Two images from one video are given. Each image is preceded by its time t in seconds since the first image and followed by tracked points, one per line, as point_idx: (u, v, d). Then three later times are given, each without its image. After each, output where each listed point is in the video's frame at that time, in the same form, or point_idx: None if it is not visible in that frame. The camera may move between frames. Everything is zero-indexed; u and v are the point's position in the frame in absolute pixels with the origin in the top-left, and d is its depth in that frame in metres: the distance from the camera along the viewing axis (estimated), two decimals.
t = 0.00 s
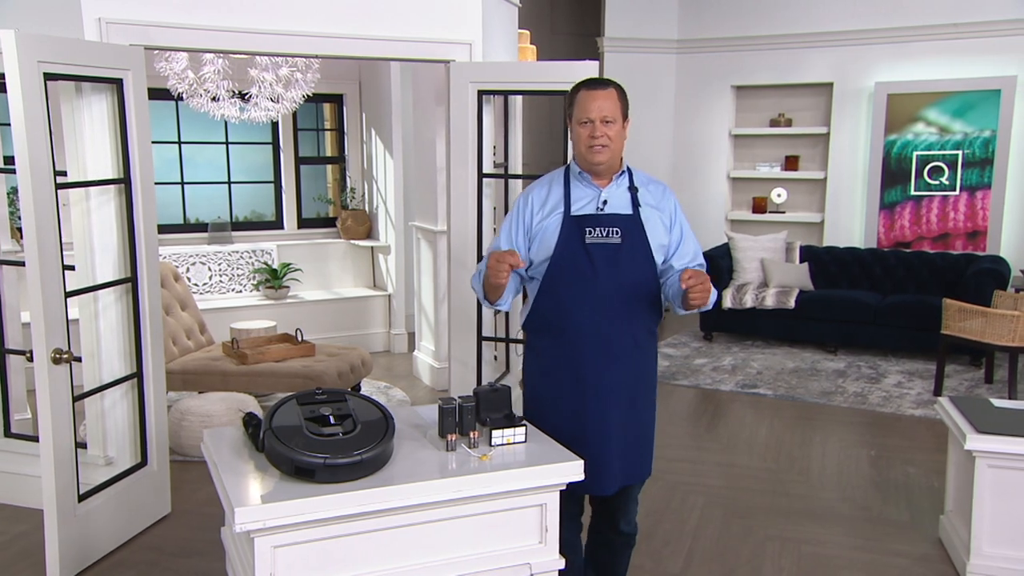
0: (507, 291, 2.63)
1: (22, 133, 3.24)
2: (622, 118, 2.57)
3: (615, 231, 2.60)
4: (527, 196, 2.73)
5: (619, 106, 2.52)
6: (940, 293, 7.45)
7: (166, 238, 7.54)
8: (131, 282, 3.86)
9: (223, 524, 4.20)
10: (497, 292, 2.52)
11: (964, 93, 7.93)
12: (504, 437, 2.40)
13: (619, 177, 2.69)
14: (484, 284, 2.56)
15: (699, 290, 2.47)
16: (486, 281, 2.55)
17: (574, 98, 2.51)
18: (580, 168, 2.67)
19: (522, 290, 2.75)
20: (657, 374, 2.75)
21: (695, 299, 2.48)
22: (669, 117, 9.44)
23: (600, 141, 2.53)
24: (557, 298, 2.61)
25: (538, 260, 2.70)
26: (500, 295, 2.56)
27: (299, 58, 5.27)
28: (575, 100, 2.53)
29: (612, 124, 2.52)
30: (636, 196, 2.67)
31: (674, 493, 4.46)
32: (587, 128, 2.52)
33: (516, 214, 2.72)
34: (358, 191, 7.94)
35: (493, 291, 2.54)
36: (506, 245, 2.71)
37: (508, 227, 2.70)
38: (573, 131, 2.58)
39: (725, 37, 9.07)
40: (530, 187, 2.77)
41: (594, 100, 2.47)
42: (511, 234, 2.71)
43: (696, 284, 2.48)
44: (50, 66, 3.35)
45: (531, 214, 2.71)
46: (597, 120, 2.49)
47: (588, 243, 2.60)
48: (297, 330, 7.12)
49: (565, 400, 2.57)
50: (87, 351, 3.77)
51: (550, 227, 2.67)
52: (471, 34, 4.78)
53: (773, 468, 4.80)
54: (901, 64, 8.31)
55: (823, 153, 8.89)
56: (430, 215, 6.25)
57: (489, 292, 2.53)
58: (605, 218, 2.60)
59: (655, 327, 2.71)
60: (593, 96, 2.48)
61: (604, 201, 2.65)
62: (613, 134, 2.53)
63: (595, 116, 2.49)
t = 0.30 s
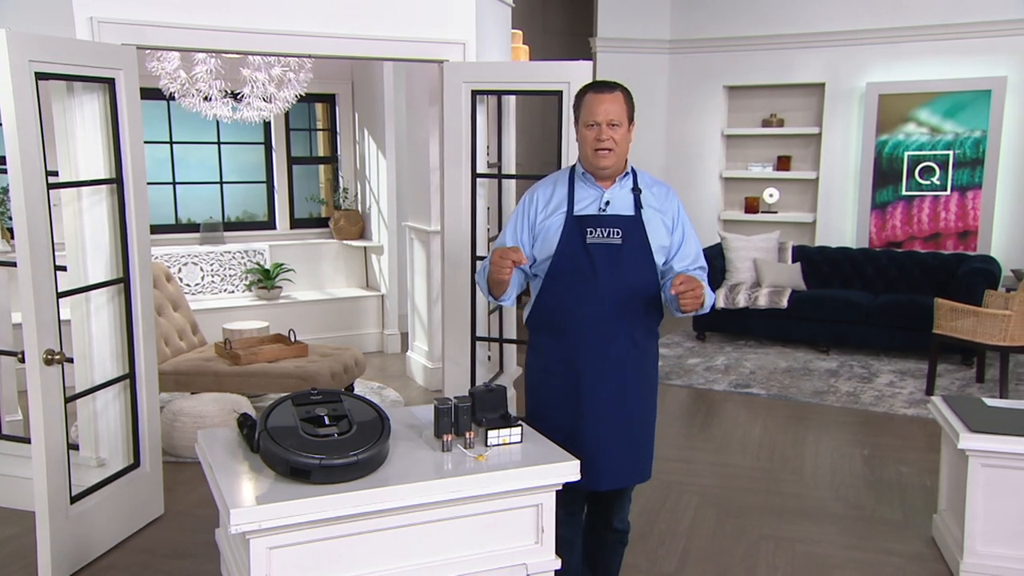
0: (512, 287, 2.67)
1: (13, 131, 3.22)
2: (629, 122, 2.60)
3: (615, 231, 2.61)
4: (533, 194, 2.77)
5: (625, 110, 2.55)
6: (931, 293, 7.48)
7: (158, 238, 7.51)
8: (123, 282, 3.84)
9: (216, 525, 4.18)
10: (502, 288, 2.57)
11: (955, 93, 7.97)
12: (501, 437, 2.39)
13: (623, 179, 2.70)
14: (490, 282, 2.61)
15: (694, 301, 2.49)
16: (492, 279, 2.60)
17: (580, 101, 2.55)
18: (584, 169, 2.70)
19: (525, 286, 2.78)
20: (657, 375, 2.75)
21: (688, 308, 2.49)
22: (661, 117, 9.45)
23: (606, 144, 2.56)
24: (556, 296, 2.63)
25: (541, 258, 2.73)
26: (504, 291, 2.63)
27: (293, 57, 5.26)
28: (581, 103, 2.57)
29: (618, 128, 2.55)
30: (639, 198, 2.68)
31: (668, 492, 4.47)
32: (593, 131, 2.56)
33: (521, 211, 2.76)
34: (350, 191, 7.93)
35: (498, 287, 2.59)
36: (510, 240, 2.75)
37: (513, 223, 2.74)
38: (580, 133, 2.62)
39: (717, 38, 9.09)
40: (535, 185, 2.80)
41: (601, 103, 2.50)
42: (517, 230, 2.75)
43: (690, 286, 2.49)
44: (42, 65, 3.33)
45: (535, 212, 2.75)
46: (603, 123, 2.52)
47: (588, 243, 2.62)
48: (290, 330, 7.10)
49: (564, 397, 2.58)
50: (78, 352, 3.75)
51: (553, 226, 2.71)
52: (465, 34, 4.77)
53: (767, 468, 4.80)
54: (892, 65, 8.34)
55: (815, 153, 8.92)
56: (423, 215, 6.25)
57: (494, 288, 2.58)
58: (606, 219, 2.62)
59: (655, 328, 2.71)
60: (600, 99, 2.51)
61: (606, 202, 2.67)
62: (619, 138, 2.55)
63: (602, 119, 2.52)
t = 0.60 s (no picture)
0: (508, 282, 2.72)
1: (4, 131, 3.20)
2: (627, 124, 2.62)
3: (605, 230, 2.64)
4: (532, 192, 2.82)
5: (623, 111, 2.57)
6: (921, 293, 7.51)
7: (149, 239, 7.47)
8: (114, 283, 3.82)
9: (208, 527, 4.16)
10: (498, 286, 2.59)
11: (945, 94, 8.00)
12: (495, 437, 2.39)
13: (618, 180, 2.72)
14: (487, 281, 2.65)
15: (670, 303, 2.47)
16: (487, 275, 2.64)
17: (579, 102, 2.58)
18: (581, 168, 2.73)
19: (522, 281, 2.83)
20: (646, 376, 2.74)
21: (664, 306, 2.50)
22: (652, 117, 9.46)
23: (603, 144, 2.58)
24: (543, 291, 2.67)
25: (535, 254, 2.78)
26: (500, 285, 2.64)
27: (285, 57, 5.24)
28: (580, 104, 2.59)
29: (616, 128, 2.57)
30: (633, 198, 2.69)
31: (661, 493, 4.47)
32: (591, 131, 2.59)
33: (519, 207, 2.81)
34: (342, 192, 7.91)
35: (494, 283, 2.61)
36: (509, 236, 2.81)
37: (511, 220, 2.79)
38: (578, 135, 2.64)
39: (708, 38, 9.11)
40: (535, 182, 2.85)
41: (598, 103, 2.53)
42: (515, 228, 2.81)
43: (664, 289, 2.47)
44: (33, 64, 3.31)
45: (532, 208, 2.80)
46: (601, 123, 2.55)
47: (577, 241, 2.65)
48: (282, 331, 7.08)
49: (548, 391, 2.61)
50: (68, 353, 3.72)
51: (547, 222, 2.74)
52: (457, 34, 4.77)
53: (759, 467, 4.81)
54: (883, 65, 8.37)
55: (806, 153, 8.95)
56: (415, 215, 6.24)
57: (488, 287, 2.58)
58: (598, 218, 2.65)
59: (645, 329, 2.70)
60: (598, 100, 2.54)
61: (599, 201, 2.69)
62: (617, 138, 2.57)
63: (600, 120, 2.55)
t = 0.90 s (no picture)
0: (489, 267, 2.78)
1: None
2: (615, 120, 2.61)
3: (589, 227, 2.65)
4: (523, 188, 2.85)
5: (612, 108, 2.56)
6: (911, 293, 7.54)
7: (139, 239, 7.44)
8: (104, 284, 3.79)
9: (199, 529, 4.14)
10: (474, 258, 2.69)
11: (935, 95, 8.04)
12: (489, 438, 2.39)
13: (606, 177, 2.71)
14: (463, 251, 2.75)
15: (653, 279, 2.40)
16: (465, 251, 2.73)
17: (567, 100, 2.55)
18: (570, 165, 2.75)
19: (507, 273, 2.87)
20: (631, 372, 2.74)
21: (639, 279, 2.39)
22: (643, 117, 9.48)
23: (594, 142, 2.57)
24: (528, 286, 2.71)
25: (521, 249, 2.82)
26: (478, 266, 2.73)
27: (276, 57, 5.22)
28: (569, 102, 2.57)
29: (606, 126, 2.56)
30: (620, 197, 2.67)
31: (653, 493, 4.47)
32: (581, 129, 2.57)
33: (509, 202, 2.84)
34: (333, 192, 7.89)
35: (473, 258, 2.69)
36: (497, 229, 2.83)
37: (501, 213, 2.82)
38: (566, 132, 2.62)
39: (698, 38, 9.13)
40: (527, 181, 2.88)
41: (588, 102, 2.51)
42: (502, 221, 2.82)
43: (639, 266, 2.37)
44: (22, 65, 3.29)
45: (521, 205, 2.83)
46: (591, 121, 2.53)
47: (562, 238, 2.67)
48: (273, 331, 7.05)
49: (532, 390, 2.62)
50: (58, 354, 3.68)
51: (535, 218, 2.77)
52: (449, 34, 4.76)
53: (750, 467, 4.83)
54: (872, 66, 8.41)
55: (796, 153, 8.98)
56: (407, 215, 6.22)
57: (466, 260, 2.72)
58: (583, 215, 2.66)
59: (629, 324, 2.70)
60: (587, 98, 2.52)
61: (586, 199, 2.69)
62: (607, 136, 2.56)
63: (590, 118, 2.53)
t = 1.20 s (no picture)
0: (473, 274, 2.81)
1: None
2: (594, 121, 2.63)
3: (565, 227, 2.66)
4: (505, 192, 2.88)
5: (592, 110, 2.57)
6: (909, 293, 7.55)
7: (136, 239, 7.43)
8: (102, 284, 3.80)
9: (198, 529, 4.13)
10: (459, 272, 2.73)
11: (931, 95, 8.06)
12: (488, 439, 2.38)
13: (584, 177, 2.72)
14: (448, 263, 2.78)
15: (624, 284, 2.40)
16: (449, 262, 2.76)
17: (548, 101, 2.56)
18: (548, 167, 2.76)
19: (492, 278, 2.90)
20: (612, 370, 2.72)
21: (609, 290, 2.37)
22: (641, 118, 9.48)
23: (573, 142, 2.58)
24: (508, 285, 2.73)
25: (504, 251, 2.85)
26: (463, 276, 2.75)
27: (275, 57, 5.22)
28: (548, 103, 2.57)
29: (585, 127, 2.57)
30: (597, 197, 2.68)
31: (651, 493, 4.47)
32: (561, 130, 2.57)
33: (491, 206, 2.88)
34: (330, 192, 7.88)
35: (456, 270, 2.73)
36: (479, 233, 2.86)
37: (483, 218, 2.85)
38: (546, 132, 2.63)
39: (696, 39, 9.14)
40: (508, 184, 2.90)
41: (568, 102, 2.52)
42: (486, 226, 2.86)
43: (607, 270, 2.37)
44: (20, 65, 3.28)
45: (502, 208, 2.85)
46: (571, 122, 2.54)
47: (538, 237, 2.69)
48: (270, 332, 7.04)
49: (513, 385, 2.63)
50: (56, 354, 3.66)
51: (515, 220, 2.80)
52: (447, 34, 4.76)
53: (748, 467, 4.83)
54: (869, 66, 8.42)
55: (793, 153, 8.99)
56: (405, 216, 6.22)
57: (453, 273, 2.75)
58: (559, 215, 2.67)
59: (608, 322, 2.68)
60: (567, 99, 2.53)
61: (564, 199, 2.70)
62: (586, 136, 2.57)
63: (569, 119, 2.54)
